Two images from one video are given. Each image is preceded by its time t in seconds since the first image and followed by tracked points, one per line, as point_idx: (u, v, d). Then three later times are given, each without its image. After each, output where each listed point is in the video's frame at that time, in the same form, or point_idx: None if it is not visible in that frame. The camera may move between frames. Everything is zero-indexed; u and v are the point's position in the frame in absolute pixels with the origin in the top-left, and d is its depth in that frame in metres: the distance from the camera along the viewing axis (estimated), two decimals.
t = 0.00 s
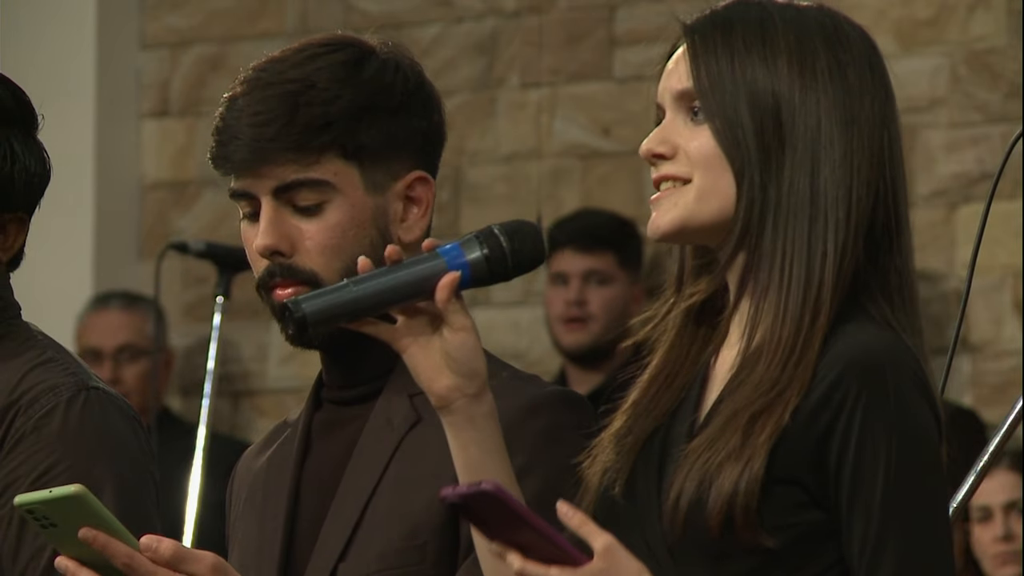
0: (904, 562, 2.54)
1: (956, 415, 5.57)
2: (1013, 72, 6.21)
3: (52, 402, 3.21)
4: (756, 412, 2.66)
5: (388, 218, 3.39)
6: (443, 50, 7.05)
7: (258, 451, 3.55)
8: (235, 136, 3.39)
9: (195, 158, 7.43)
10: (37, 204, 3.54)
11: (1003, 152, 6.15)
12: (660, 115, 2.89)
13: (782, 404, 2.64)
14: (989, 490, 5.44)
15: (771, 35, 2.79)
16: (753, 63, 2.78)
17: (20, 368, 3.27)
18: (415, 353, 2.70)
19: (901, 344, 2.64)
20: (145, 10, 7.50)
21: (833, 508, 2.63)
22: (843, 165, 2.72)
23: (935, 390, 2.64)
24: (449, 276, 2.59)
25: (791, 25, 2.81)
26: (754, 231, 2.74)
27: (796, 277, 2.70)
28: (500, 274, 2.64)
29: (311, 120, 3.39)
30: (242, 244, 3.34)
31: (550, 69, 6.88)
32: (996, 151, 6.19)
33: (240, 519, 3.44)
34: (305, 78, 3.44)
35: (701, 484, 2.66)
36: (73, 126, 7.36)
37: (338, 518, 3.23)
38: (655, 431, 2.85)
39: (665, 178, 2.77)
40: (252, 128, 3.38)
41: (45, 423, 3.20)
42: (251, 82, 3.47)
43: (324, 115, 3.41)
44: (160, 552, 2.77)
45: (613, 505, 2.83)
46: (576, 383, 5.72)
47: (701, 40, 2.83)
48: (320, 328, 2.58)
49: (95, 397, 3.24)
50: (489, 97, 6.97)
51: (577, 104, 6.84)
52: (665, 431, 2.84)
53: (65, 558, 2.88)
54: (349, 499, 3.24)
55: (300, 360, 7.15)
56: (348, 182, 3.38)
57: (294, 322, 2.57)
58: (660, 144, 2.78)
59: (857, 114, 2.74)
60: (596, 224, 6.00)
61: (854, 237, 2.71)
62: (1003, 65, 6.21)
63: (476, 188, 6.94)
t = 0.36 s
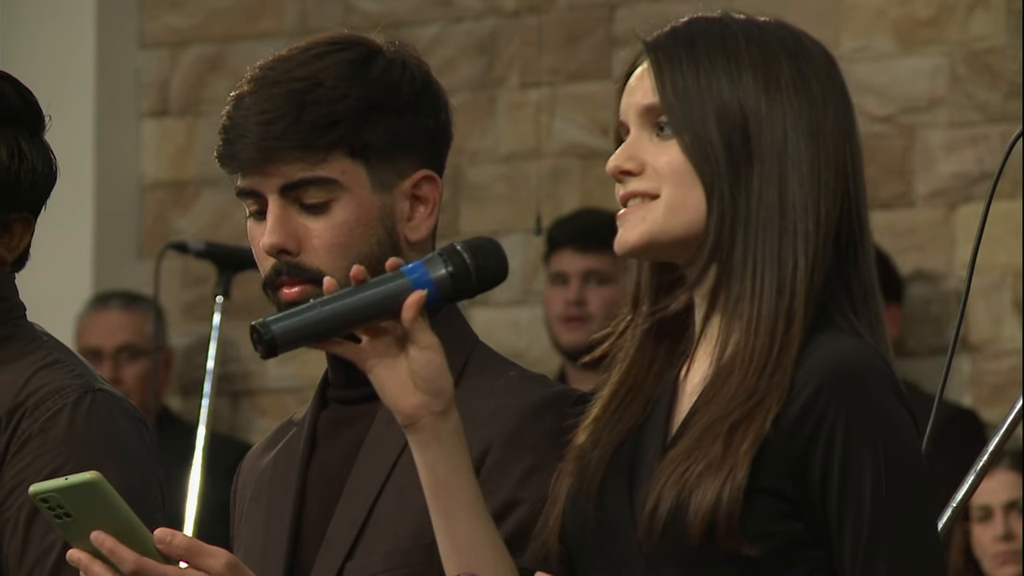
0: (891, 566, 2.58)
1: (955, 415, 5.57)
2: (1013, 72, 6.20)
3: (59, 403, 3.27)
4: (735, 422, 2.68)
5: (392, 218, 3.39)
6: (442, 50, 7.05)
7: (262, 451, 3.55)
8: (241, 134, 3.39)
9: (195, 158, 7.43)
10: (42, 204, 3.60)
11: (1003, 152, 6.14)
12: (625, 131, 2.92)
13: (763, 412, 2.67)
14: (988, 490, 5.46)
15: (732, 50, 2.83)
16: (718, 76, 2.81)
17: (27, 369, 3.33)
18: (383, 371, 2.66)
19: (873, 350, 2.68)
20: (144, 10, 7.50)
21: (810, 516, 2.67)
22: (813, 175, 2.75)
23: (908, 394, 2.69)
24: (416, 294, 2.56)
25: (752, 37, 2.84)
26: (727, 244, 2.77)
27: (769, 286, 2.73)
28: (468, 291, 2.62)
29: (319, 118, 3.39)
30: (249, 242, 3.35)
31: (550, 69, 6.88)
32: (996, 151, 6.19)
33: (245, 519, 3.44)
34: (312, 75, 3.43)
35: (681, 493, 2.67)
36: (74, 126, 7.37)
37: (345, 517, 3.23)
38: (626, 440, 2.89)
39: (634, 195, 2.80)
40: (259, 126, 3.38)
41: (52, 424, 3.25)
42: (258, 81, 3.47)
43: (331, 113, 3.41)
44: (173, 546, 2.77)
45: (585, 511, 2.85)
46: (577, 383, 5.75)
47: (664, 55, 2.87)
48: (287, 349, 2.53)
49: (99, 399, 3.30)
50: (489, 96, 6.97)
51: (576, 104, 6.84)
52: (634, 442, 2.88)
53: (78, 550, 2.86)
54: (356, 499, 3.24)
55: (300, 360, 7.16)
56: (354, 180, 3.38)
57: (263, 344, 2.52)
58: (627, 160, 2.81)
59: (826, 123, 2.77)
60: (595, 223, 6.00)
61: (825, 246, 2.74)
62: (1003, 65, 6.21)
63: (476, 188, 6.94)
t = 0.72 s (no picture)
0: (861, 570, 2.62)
1: (956, 415, 5.57)
2: (1013, 73, 6.20)
3: (63, 402, 3.27)
4: (716, 428, 2.71)
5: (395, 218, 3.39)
6: (442, 50, 7.05)
7: (265, 449, 3.56)
8: (245, 132, 3.39)
9: (195, 157, 7.43)
10: (46, 204, 3.62)
11: (1003, 152, 6.14)
12: (603, 145, 2.93)
13: (743, 417, 2.70)
14: (988, 490, 5.46)
15: (712, 60, 2.87)
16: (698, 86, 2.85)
17: (31, 367, 3.33)
18: (364, 353, 2.81)
19: (853, 354, 2.72)
20: (144, 10, 7.50)
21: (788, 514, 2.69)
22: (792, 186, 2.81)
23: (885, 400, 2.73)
24: (403, 279, 2.68)
25: (728, 45, 2.89)
26: (707, 254, 2.81)
27: (753, 297, 2.78)
28: (451, 280, 2.74)
29: (323, 117, 3.39)
30: (252, 240, 3.35)
31: (549, 69, 6.88)
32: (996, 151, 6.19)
33: (247, 517, 3.44)
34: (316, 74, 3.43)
35: (665, 495, 2.69)
36: (74, 126, 7.37)
37: (346, 517, 3.23)
38: (608, 441, 2.90)
39: (621, 216, 2.82)
40: (263, 124, 3.38)
41: (55, 423, 3.26)
42: (263, 79, 3.47)
43: (335, 112, 3.41)
44: (174, 537, 2.78)
45: (568, 509, 2.86)
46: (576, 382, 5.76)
47: (639, 62, 2.91)
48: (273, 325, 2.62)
49: (103, 399, 3.31)
50: (489, 96, 6.97)
51: (576, 104, 6.84)
52: (615, 443, 2.90)
53: (79, 544, 2.87)
54: (357, 498, 3.24)
55: (300, 359, 7.16)
56: (357, 179, 3.38)
57: (250, 319, 2.60)
58: (615, 180, 2.82)
59: (803, 135, 2.83)
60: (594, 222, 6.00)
61: (804, 255, 2.80)
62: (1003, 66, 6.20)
63: (475, 187, 6.94)
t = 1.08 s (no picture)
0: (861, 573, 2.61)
1: (954, 415, 5.58)
2: (1013, 73, 6.20)
3: (60, 402, 3.27)
4: (709, 441, 2.68)
5: (394, 217, 3.39)
6: (442, 50, 7.05)
7: (265, 449, 3.56)
8: (246, 131, 3.39)
9: (194, 157, 7.43)
10: (45, 204, 3.62)
11: (1002, 152, 6.14)
12: (596, 156, 2.91)
13: (736, 432, 2.68)
14: (988, 489, 5.47)
15: (705, 72, 2.86)
16: (690, 98, 2.84)
17: (28, 368, 3.33)
18: (371, 361, 2.83)
19: (850, 357, 2.71)
20: (144, 9, 7.50)
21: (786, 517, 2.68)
22: (786, 195, 2.81)
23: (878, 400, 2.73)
24: (410, 287, 2.68)
25: (720, 54, 2.88)
26: (702, 266, 2.81)
27: (748, 309, 2.78)
28: (457, 286, 2.74)
29: (324, 116, 3.39)
30: (253, 239, 3.35)
31: (549, 69, 6.88)
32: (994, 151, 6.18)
33: (246, 517, 3.44)
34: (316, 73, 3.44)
35: (658, 502, 2.68)
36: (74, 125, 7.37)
37: (346, 517, 3.24)
38: (603, 448, 2.87)
39: (617, 235, 2.82)
40: (264, 123, 3.38)
41: (53, 422, 3.26)
42: (265, 78, 3.47)
43: (335, 112, 3.41)
44: (175, 536, 2.77)
45: (568, 512, 2.83)
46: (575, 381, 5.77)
47: (630, 72, 2.91)
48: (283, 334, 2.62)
49: (100, 399, 3.31)
50: (489, 96, 6.97)
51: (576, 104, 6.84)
52: (611, 446, 2.87)
53: (76, 549, 2.89)
54: (356, 498, 3.24)
55: (300, 359, 7.16)
56: (358, 178, 3.38)
57: (260, 328, 2.60)
58: (613, 198, 2.82)
59: (794, 144, 2.83)
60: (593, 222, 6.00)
61: (798, 263, 2.80)
62: (1004, 66, 6.21)
63: (475, 187, 6.95)
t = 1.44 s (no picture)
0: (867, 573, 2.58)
1: (954, 414, 5.58)
2: (1013, 73, 6.19)
3: (55, 399, 3.27)
4: (714, 441, 2.68)
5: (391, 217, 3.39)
6: (442, 50, 7.06)
7: (261, 451, 3.55)
8: (244, 130, 3.39)
9: (194, 157, 7.43)
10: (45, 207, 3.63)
11: (1002, 152, 6.14)
12: (608, 150, 2.91)
13: (738, 436, 2.66)
14: (988, 489, 5.47)
15: (716, 68, 2.84)
16: (700, 98, 2.82)
17: (22, 366, 3.33)
18: (385, 366, 2.80)
19: (860, 356, 2.68)
20: (144, 9, 7.50)
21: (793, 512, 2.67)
22: (793, 198, 2.80)
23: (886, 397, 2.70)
24: (425, 291, 2.65)
25: (733, 53, 2.85)
26: (708, 264, 2.80)
27: (753, 309, 2.77)
28: (470, 290, 2.72)
29: (321, 114, 3.39)
30: (250, 240, 3.35)
31: (549, 68, 6.88)
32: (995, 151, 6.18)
33: (243, 520, 3.43)
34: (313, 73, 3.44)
35: (660, 499, 2.68)
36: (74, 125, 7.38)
37: (344, 518, 3.23)
38: (610, 445, 2.86)
39: (628, 230, 2.84)
40: (262, 122, 3.38)
41: (49, 419, 3.26)
42: (263, 78, 3.47)
43: (334, 111, 3.40)
44: (176, 533, 2.78)
45: (575, 507, 2.83)
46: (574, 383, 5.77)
47: (641, 69, 2.89)
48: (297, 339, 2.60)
49: (96, 396, 3.31)
50: (489, 95, 6.97)
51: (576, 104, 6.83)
52: (618, 443, 2.86)
53: (78, 545, 2.89)
54: (354, 499, 3.24)
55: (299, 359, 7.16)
56: (355, 178, 3.38)
57: (275, 335, 2.57)
58: (623, 196, 2.83)
59: (803, 147, 2.81)
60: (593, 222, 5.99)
61: (804, 266, 2.78)
62: (1004, 66, 6.21)
63: (476, 187, 6.95)
